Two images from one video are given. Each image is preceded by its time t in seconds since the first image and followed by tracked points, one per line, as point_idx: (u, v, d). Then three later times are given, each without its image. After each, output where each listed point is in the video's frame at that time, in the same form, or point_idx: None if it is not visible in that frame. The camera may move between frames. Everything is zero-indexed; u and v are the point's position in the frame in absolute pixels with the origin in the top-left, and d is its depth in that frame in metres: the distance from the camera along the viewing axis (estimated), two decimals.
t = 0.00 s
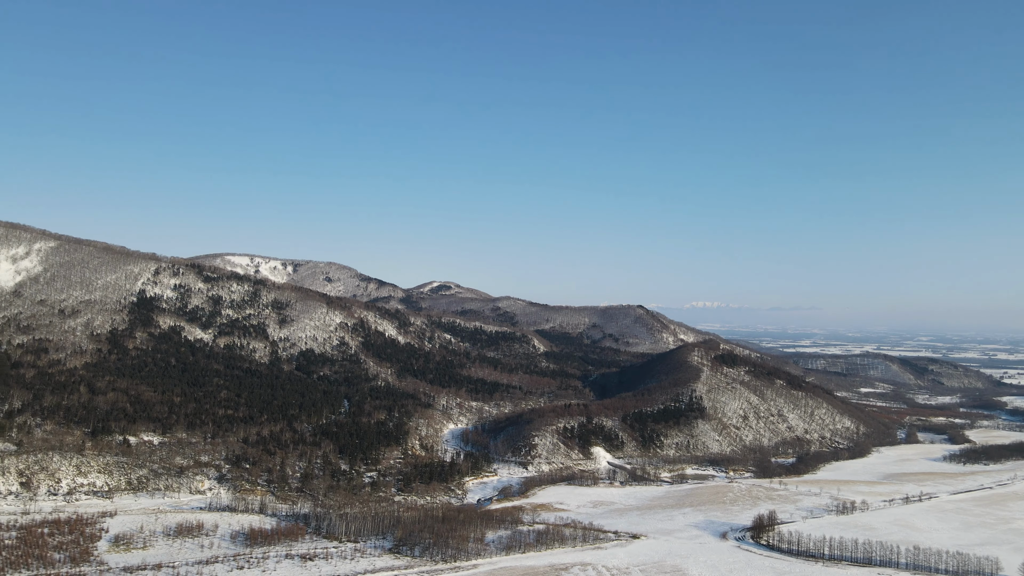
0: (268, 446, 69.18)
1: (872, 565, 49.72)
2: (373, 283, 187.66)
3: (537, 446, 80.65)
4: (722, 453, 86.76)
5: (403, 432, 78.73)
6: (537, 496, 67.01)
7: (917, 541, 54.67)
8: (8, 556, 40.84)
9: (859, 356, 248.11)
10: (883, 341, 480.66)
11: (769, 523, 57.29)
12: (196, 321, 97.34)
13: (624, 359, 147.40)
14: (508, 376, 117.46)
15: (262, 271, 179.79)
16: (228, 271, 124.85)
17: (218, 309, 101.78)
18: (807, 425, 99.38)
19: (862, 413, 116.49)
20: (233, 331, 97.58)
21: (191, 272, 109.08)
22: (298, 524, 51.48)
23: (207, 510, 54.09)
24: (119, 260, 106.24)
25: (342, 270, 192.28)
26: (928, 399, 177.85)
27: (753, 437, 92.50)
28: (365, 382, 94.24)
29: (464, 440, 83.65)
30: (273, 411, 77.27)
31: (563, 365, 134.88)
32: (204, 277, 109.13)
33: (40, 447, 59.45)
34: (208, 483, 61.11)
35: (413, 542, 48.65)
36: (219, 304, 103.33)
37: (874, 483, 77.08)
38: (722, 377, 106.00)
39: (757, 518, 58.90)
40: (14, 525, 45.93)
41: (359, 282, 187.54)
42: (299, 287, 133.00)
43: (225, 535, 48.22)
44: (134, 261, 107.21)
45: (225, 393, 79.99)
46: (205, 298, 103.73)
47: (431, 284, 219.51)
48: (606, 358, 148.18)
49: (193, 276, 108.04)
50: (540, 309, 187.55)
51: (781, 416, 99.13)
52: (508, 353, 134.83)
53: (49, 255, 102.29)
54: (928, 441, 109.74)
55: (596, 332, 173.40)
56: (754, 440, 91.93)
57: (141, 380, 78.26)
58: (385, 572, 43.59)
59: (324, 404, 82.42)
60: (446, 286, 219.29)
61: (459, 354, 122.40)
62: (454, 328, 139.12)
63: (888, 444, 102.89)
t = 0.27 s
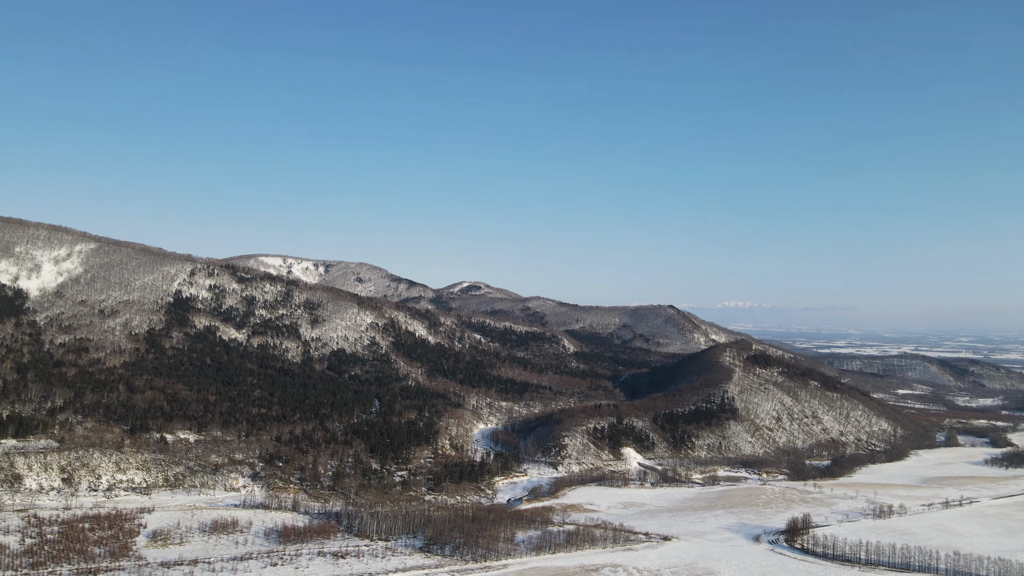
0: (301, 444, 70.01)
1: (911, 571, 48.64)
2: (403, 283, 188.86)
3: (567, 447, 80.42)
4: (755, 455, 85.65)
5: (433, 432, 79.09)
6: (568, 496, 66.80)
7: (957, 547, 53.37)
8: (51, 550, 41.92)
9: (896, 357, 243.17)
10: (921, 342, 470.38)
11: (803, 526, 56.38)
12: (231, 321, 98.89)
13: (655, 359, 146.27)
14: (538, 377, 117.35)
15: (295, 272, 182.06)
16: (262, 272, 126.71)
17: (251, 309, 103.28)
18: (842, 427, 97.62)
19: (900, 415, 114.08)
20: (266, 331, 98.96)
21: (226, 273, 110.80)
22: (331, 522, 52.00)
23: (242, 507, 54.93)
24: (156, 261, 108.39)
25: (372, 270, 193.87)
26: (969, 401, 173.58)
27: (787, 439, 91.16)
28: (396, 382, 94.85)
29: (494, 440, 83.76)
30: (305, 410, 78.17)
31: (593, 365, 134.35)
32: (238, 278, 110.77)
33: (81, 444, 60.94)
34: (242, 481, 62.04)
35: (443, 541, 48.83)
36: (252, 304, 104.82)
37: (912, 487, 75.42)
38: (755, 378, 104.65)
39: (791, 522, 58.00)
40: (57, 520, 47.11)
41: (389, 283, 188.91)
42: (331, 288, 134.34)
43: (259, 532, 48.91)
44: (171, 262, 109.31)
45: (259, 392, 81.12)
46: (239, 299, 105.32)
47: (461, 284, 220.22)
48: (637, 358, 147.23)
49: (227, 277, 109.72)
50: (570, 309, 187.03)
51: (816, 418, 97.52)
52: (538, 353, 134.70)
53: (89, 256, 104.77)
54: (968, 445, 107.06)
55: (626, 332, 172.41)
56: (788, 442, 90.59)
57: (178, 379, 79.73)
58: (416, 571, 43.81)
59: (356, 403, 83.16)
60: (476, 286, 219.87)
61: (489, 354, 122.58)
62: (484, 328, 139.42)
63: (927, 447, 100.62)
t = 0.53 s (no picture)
0: (333, 443, 70.79)
1: None
2: (434, 284, 189.76)
3: (598, 447, 80.06)
4: (789, 457, 84.37)
5: (464, 432, 79.33)
6: (598, 497, 66.48)
7: (1000, 553, 51.96)
8: (92, 544, 42.97)
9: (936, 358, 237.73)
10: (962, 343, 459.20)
11: (839, 530, 55.37)
12: (265, 321, 100.33)
13: (687, 360, 144.96)
14: (569, 377, 117.03)
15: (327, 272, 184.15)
16: (295, 273, 128.29)
17: (285, 309, 104.66)
18: (880, 429, 95.69)
19: (940, 418, 111.44)
20: (299, 331, 100.19)
21: (260, 274, 112.41)
22: (362, 521, 52.45)
23: (276, 505, 55.69)
24: (192, 262, 110.39)
25: (403, 271, 195.18)
26: (1012, 403, 168.95)
27: (822, 441, 89.65)
28: (426, 382, 95.35)
29: (525, 440, 83.75)
30: (338, 409, 78.98)
31: (624, 365, 133.59)
32: (272, 278, 112.29)
33: (121, 441, 62.37)
34: (276, 479, 62.91)
35: (474, 540, 48.93)
36: (286, 305, 106.21)
37: (952, 491, 73.63)
38: (789, 379, 103.08)
39: (827, 525, 57.01)
40: (98, 515, 48.29)
41: (420, 283, 190.13)
42: (362, 288, 135.53)
43: (293, 529, 49.53)
44: (207, 263, 111.28)
45: (292, 391, 82.18)
46: (273, 299, 106.80)
47: (491, 285, 220.70)
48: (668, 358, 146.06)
49: (261, 277, 111.29)
50: (601, 309, 186.30)
51: (852, 420, 95.74)
52: (569, 354, 134.35)
53: (128, 257, 107.15)
54: (1011, 448, 104.19)
55: (657, 332, 171.12)
56: (823, 444, 89.07)
57: (213, 378, 81.13)
58: (447, 570, 43.98)
59: (387, 403, 83.77)
60: (506, 286, 220.11)
61: (519, 354, 122.61)
62: (514, 328, 139.47)
63: (968, 450, 98.15)
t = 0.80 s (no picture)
0: (366, 442, 71.42)
1: None
2: (465, 284, 190.35)
3: (630, 448, 79.53)
4: (825, 460, 82.93)
5: (495, 432, 79.42)
6: (630, 499, 65.99)
7: None
8: (132, 539, 43.92)
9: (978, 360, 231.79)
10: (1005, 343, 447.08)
11: (878, 534, 54.22)
12: (298, 321, 101.60)
13: (719, 360, 143.38)
14: (600, 377, 116.53)
15: (359, 272, 185.95)
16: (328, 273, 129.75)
17: (318, 309, 105.88)
18: (919, 432, 93.55)
19: (982, 420, 108.57)
20: (332, 331, 101.24)
21: (293, 274, 113.84)
22: (394, 519, 52.79)
23: (310, 503, 56.35)
24: (228, 262, 112.20)
25: (434, 271, 196.21)
26: None
27: (859, 444, 87.92)
28: (457, 382, 95.67)
29: (556, 440, 83.55)
30: (370, 409, 79.64)
31: (656, 366, 132.60)
32: (305, 279, 113.64)
33: (159, 439, 63.66)
34: (310, 477, 63.64)
35: (505, 540, 48.92)
36: (319, 305, 107.43)
37: (995, 495, 71.67)
38: (825, 380, 101.32)
39: (865, 529, 55.86)
40: (137, 511, 49.34)
41: (451, 283, 190.99)
42: (393, 288, 136.49)
43: (326, 527, 50.06)
44: (242, 264, 113.04)
45: (325, 390, 83.09)
46: (306, 299, 108.10)
47: (522, 285, 220.80)
48: (701, 359, 144.62)
49: (294, 278, 112.68)
50: (632, 309, 185.20)
51: (890, 422, 93.73)
52: (600, 354, 133.74)
53: (166, 259, 109.33)
54: None
55: (689, 332, 169.51)
56: (860, 447, 87.36)
57: (248, 377, 82.40)
58: (478, 570, 44.05)
59: (419, 402, 84.27)
60: (536, 286, 220.01)
61: (550, 354, 122.41)
62: (545, 328, 139.32)
63: (1011, 454, 95.50)
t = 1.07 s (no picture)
0: (397, 442, 71.91)
1: None
2: (496, 284, 190.69)
3: (662, 449, 78.90)
4: (863, 463, 81.34)
5: (526, 432, 79.37)
6: (662, 500, 65.47)
7: None
8: (170, 535, 44.79)
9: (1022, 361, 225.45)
10: None
11: (917, 539, 53.00)
12: (331, 321, 102.70)
13: (753, 361, 141.52)
14: (631, 378, 115.83)
15: (391, 273, 187.43)
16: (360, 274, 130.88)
17: (350, 310, 106.90)
18: (960, 435, 91.27)
19: None
20: (364, 331, 102.16)
21: (326, 275, 115.06)
22: (426, 519, 53.05)
23: (343, 501, 56.92)
24: (262, 263, 113.81)
25: (465, 271, 196.89)
26: None
27: (898, 447, 86.07)
28: (488, 382, 95.85)
29: (587, 441, 83.24)
30: (401, 408, 80.20)
31: (688, 366, 131.35)
32: (337, 279, 114.76)
33: (196, 437, 64.83)
34: (343, 475, 64.28)
35: (536, 541, 48.85)
36: (351, 305, 108.47)
37: None
38: (862, 382, 99.38)
39: (904, 534, 54.64)
40: (175, 507, 50.30)
41: (482, 283, 191.49)
42: (425, 288, 137.20)
43: (358, 526, 50.47)
44: (276, 265, 114.58)
45: (357, 390, 83.85)
46: (338, 300, 109.21)
47: (553, 285, 220.46)
48: (734, 360, 142.93)
49: (327, 279, 113.88)
50: (664, 309, 183.74)
51: (930, 425, 91.57)
52: (631, 354, 132.94)
53: (202, 260, 111.32)
54: None
55: (723, 333, 167.65)
56: (899, 450, 85.52)
57: (282, 377, 83.52)
58: (509, 570, 44.05)
59: (450, 402, 84.62)
60: (567, 287, 219.51)
61: (581, 355, 122.00)
62: (576, 328, 138.90)
63: None
